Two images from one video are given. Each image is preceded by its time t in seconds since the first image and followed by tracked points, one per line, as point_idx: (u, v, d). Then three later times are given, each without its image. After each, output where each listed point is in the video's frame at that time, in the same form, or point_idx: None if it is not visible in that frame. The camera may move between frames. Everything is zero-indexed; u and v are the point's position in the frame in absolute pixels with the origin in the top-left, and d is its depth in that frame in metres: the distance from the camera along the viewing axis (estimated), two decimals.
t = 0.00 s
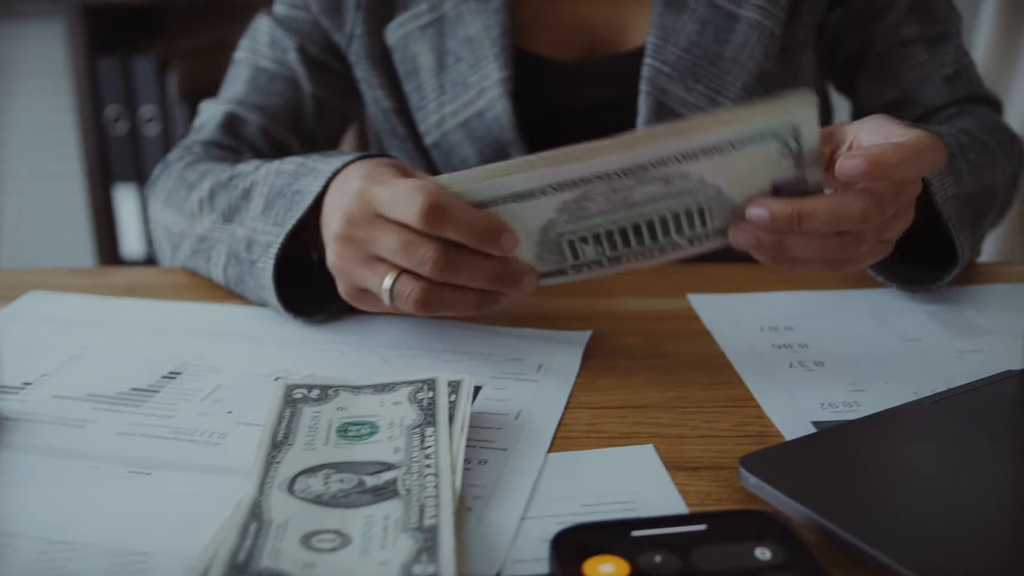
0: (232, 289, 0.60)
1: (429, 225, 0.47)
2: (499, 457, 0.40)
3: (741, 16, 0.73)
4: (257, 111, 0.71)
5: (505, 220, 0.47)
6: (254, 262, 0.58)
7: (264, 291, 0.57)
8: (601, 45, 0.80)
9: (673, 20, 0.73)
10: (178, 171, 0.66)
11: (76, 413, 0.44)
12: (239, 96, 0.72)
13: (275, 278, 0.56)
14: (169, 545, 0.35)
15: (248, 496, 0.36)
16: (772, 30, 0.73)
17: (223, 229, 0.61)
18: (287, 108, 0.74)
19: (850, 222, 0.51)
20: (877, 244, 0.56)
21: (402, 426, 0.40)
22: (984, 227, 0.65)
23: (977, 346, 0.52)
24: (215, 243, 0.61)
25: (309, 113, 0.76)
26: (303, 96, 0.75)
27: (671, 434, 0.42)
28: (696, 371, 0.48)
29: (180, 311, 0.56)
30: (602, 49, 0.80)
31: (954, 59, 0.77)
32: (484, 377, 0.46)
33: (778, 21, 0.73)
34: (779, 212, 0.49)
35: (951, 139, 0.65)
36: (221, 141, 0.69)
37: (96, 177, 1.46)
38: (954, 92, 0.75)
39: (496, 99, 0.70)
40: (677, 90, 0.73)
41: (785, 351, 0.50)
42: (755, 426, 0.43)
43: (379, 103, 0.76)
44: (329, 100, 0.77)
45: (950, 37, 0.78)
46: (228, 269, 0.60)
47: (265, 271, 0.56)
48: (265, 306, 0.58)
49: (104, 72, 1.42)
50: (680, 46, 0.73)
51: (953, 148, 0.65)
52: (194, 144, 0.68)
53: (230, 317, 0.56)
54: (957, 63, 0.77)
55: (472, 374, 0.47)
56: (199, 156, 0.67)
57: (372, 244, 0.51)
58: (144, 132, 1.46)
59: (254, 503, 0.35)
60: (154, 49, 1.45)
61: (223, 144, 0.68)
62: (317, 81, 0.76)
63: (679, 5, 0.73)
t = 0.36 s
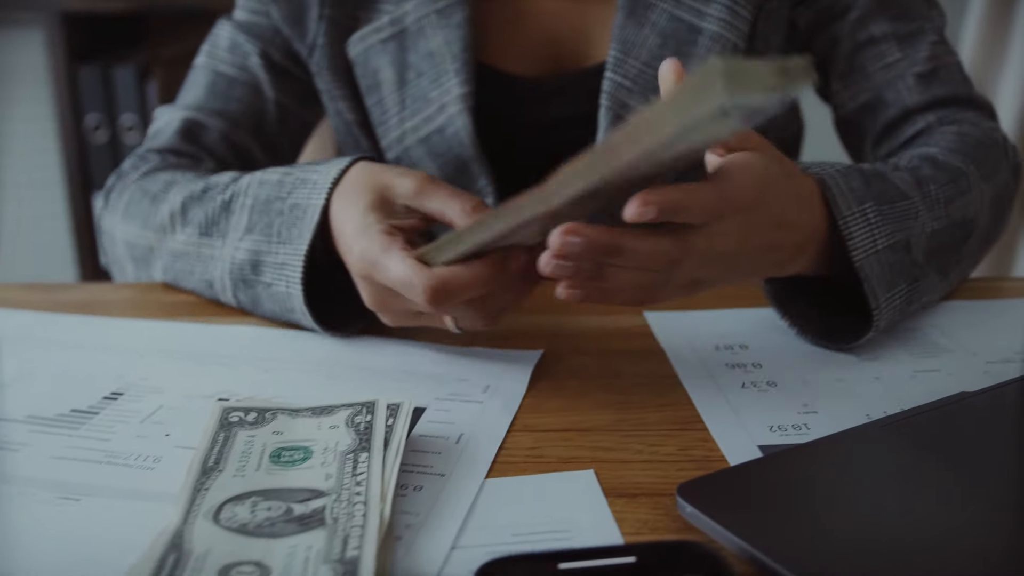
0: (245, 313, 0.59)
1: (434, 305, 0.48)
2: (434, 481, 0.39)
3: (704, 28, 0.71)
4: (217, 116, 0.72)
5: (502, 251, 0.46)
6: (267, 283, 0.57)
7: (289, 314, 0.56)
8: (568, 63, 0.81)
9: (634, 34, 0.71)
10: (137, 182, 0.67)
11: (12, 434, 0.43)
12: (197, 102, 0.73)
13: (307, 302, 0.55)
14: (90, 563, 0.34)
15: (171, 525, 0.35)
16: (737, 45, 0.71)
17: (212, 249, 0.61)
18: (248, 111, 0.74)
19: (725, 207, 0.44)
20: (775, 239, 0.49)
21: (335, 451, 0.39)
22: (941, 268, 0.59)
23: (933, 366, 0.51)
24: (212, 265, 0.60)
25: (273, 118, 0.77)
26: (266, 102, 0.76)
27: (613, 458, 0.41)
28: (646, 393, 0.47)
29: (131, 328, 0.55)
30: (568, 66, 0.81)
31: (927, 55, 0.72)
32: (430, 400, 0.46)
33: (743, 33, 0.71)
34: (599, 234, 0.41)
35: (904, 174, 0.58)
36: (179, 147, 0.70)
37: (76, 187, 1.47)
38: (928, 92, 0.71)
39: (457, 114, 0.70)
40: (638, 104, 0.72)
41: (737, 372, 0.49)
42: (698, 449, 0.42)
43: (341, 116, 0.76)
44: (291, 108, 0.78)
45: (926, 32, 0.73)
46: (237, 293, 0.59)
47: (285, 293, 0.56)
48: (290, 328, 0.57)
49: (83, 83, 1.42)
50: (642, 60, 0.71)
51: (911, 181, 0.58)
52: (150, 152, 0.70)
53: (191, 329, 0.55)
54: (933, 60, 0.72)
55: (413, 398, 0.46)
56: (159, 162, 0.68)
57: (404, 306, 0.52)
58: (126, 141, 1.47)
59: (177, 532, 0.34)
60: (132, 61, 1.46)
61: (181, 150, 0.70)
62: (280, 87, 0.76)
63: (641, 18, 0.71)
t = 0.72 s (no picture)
0: (219, 308, 0.58)
1: (403, 334, 0.45)
2: (397, 518, 0.38)
3: (695, 57, 0.71)
4: (189, 122, 0.72)
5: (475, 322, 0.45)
6: (248, 276, 0.56)
7: (265, 308, 0.55)
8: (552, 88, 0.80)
9: (624, 60, 0.70)
10: (103, 181, 0.66)
11: None
12: (167, 107, 0.72)
13: (287, 299, 0.54)
14: None
15: (123, 566, 0.34)
16: (727, 72, 0.71)
17: (187, 243, 0.59)
18: (222, 120, 0.74)
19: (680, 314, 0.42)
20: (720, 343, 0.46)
21: (296, 487, 0.38)
22: (926, 304, 0.56)
23: (912, 395, 0.50)
24: (196, 260, 0.58)
25: (246, 126, 0.76)
26: (241, 111, 0.75)
27: (581, 493, 0.40)
28: (619, 423, 0.46)
29: (101, 353, 0.54)
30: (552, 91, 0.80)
31: (927, 72, 0.70)
32: (399, 430, 0.45)
33: (734, 62, 0.71)
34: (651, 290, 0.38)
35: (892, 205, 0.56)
36: (147, 152, 0.69)
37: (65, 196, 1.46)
38: (926, 110, 0.69)
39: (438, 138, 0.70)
40: (628, 133, 0.71)
41: (713, 401, 0.49)
42: (669, 482, 0.41)
43: (320, 131, 0.76)
44: (267, 119, 0.78)
45: (926, 49, 0.71)
46: (216, 286, 0.58)
47: (266, 285, 0.54)
48: (264, 323, 0.56)
49: (71, 92, 1.41)
50: (632, 88, 0.70)
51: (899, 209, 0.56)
52: (117, 154, 0.69)
53: (163, 355, 0.54)
54: (934, 77, 0.70)
55: (382, 428, 0.45)
56: (126, 164, 0.67)
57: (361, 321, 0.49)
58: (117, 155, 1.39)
59: (128, 573, 0.33)
60: (122, 69, 1.45)
61: (150, 156, 0.69)
62: (256, 97, 0.76)
63: (631, 45, 0.71)
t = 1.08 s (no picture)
0: (214, 348, 0.52)
1: (444, 348, 0.41)
2: (350, 548, 0.37)
3: (685, 89, 0.67)
4: (180, 129, 0.70)
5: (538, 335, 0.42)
6: (248, 314, 0.50)
7: (264, 350, 0.50)
8: (543, 115, 0.77)
9: (612, 92, 0.67)
10: (93, 200, 0.61)
11: None
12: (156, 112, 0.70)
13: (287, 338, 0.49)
14: None
15: None
16: (719, 106, 0.67)
17: (182, 273, 0.54)
18: (213, 130, 0.71)
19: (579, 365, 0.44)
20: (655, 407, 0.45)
21: (248, 517, 0.37)
22: (901, 331, 0.56)
23: (886, 418, 0.49)
24: (193, 292, 0.53)
25: (240, 129, 0.72)
26: (235, 115, 0.72)
27: (541, 522, 0.39)
28: (583, 449, 0.46)
29: (64, 376, 0.54)
30: (544, 119, 0.76)
31: (926, 102, 0.68)
32: (359, 456, 0.44)
33: (726, 96, 0.67)
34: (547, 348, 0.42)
35: (866, 237, 0.56)
36: (139, 163, 0.67)
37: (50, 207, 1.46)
38: (924, 143, 0.67)
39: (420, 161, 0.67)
40: (614, 168, 0.68)
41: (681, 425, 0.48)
42: (631, 510, 0.40)
43: (306, 141, 0.73)
44: (261, 120, 0.73)
45: (925, 78, 0.69)
46: (212, 323, 0.52)
47: (268, 326, 0.49)
48: (263, 368, 0.50)
49: (58, 102, 1.40)
50: (619, 121, 0.67)
51: (870, 243, 0.55)
52: (104, 167, 0.67)
53: (128, 377, 0.54)
54: (932, 108, 0.68)
55: (342, 453, 0.44)
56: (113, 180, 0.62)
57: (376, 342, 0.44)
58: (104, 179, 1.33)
59: None
60: (110, 80, 1.45)
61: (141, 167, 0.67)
62: (252, 100, 0.72)
63: (619, 75, 0.67)
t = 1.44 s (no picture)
0: (177, 374, 0.51)
1: (365, 357, 0.40)
2: (313, 557, 0.37)
3: (682, 113, 0.66)
4: (151, 149, 0.68)
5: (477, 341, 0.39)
6: (210, 341, 0.49)
7: (227, 379, 0.48)
8: (530, 138, 0.76)
9: (607, 114, 0.66)
10: (63, 218, 0.61)
11: None
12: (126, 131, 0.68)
13: (251, 367, 0.47)
14: None
15: None
16: (716, 130, 0.66)
17: (151, 298, 0.53)
18: (189, 145, 0.70)
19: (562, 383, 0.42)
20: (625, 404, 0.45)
21: (211, 525, 0.37)
22: (885, 344, 0.54)
23: (860, 427, 0.48)
24: (161, 318, 0.52)
25: (214, 151, 0.72)
26: (207, 135, 0.71)
27: (507, 531, 0.39)
28: (554, 457, 0.46)
29: (36, 384, 0.53)
30: (531, 142, 0.76)
31: (922, 116, 0.66)
32: (328, 464, 0.44)
33: (724, 120, 0.66)
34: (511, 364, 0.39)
35: (857, 248, 0.54)
36: (108, 184, 0.65)
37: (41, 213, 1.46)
38: (920, 159, 0.65)
39: (398, 188, 0.67)
40: (607, 194, 0.67)
41: (652, 434, 0.48)
42: (599, 519, 0.40)
43: (283, 161, 0.72)
44: (237, 138, 0.73)
45: (922, 91, 0.66)
46: (176, 349, 0.51)
47: (229, 353, 0.48)
48: (227, 395, 0.49)
49: (49, 108, 1.40)
50: (613, 144, 0.66)
51: (860, 255, 0.54)
52: (75, 186, 0.65)
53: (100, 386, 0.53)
54: (928, 122, 0.66)
55: (310, 462, 0.44)
56: (84, 199, 0.62)
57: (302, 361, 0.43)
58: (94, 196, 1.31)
59: None
60: (102, 86, 1.45)
61: (112, 188, 0.65)
62: (225, 124, 0.71)
63: (615, 96, 0.65)
